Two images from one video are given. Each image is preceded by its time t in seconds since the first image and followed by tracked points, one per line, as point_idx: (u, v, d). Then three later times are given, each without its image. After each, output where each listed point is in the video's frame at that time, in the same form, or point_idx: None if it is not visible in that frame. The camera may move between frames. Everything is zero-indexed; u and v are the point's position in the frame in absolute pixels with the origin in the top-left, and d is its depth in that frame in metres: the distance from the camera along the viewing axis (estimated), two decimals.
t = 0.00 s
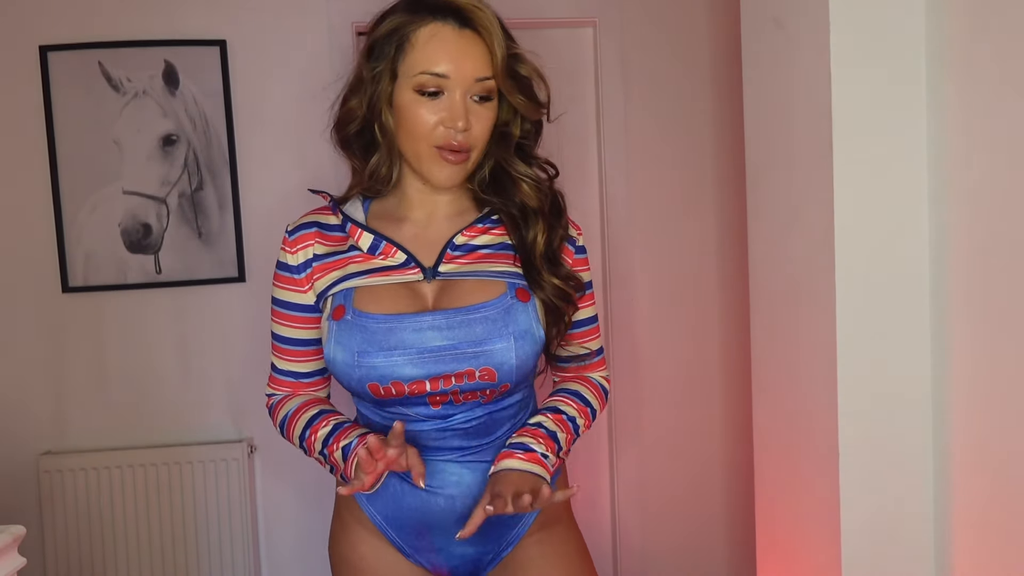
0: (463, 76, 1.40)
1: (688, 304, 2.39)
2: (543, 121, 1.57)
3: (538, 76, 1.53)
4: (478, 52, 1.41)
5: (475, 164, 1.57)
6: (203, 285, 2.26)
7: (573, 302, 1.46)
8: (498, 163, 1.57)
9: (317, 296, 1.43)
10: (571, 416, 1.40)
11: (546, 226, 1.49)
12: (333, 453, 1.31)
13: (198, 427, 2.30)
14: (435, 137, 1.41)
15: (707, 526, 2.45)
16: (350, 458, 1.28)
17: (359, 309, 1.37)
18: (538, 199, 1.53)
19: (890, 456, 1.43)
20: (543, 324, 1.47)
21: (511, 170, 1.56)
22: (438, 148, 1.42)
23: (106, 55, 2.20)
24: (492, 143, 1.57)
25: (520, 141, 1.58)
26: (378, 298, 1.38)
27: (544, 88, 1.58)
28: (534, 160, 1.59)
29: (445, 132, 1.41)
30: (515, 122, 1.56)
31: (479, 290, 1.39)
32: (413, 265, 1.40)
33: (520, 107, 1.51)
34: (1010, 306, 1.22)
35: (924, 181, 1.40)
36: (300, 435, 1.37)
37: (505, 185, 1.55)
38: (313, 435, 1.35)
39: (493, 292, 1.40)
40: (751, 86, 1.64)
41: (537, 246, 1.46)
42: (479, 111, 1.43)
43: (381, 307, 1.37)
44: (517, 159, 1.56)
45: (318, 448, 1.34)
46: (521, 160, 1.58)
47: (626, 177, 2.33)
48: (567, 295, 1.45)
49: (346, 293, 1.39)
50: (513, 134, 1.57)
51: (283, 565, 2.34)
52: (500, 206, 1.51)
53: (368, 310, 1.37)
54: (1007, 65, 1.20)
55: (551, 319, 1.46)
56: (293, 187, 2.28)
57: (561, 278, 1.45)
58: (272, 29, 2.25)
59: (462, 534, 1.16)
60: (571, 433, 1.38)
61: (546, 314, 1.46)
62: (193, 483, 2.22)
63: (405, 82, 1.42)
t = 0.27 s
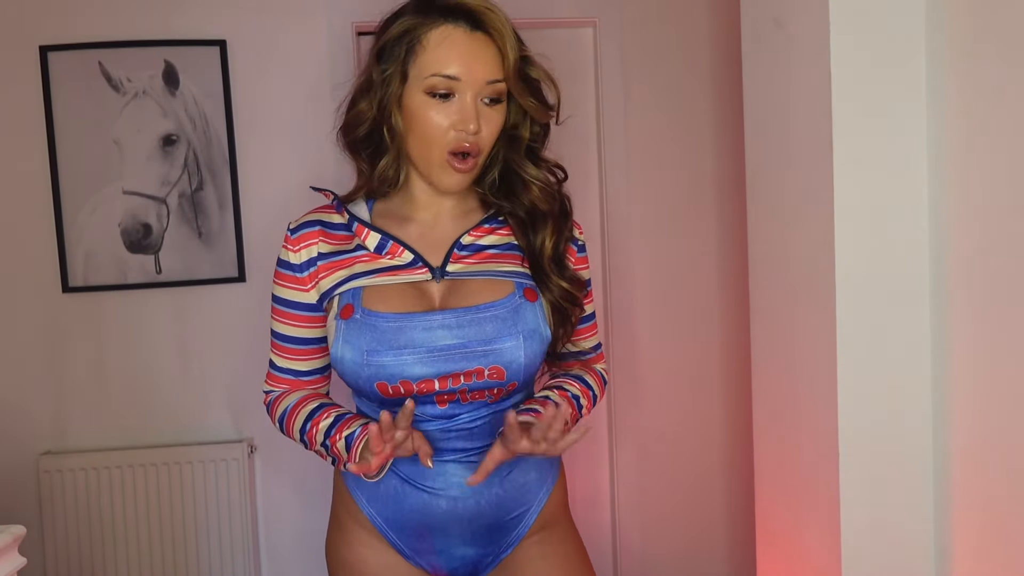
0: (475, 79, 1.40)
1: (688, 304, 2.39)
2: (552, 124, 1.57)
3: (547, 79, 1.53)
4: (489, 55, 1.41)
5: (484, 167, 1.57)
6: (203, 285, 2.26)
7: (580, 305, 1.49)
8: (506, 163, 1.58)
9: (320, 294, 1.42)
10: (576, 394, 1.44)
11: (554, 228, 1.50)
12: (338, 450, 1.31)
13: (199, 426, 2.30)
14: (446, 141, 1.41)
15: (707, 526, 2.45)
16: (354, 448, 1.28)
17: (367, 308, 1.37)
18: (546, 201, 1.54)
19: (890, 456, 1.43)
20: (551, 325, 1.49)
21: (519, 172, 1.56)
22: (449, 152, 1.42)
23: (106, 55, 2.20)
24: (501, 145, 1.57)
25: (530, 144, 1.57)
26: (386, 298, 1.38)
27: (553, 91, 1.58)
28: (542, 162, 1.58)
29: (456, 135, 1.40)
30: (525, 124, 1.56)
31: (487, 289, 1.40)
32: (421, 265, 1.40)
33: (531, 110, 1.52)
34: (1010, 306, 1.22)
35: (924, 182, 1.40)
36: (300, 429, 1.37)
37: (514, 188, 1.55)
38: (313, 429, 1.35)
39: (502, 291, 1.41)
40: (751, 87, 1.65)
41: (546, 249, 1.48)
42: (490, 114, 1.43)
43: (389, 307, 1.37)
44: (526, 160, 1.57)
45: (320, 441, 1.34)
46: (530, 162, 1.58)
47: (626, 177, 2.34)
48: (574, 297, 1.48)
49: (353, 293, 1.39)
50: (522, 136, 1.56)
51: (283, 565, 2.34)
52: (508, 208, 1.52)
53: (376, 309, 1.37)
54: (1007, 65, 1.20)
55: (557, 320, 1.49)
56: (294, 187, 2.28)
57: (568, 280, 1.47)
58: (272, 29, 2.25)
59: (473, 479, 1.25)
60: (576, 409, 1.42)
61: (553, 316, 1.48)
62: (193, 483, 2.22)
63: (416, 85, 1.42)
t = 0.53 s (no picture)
0: (474, 76, 1.40)
1: (688, 304, 2.39)
2: (552, 122, 1.58)
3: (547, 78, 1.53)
4: (489, 52, 1.41)
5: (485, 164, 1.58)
6: (203, 285, 2.26)
7: (580, 303, 1.49)
8: (507, 161, 1.58)
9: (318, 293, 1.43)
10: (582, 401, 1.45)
11: (555, 225, 1.50)
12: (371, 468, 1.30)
13: (198, 426, 2.30)
14: (445, 137, 1.41)
15: (706, 526, 2.45)
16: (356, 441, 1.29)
17: (365, 305, 1.38)
18: (547, 199, 1.54)
19: (890, 456, 1.44)
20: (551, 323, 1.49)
21: (520, 170, 1.56)
22: (447, 148, 1.42)
23: (106, 55, 2.20)
24: (502, 143, 1.57)
25: (530, 142, 1.58)
26: (384, 295, 1.38)
27: (554, 90, 1.58)
28: (543, 161, 1.59)
29: (454, 131, 1.40)
30: (525, 123, 1.56)
31: (486, 287, 1.40)
32: (419, 262, 1.39)
33: (532, 109, 1.51)
34: (1010, 307, 1.23)
35: (924, 182, 1.40)
36: (300, 427, 1.37)
37: (515, 185, 1.55)
38: (313, 427, 1.35)
39: (502, 289, 1.41)
40: (751, 87, 1.65)
41: (546, 246, 1.48)
42: (489, 111, 1.43)
43: (387, 305, 1.37)
44: (527, 158, 1.57)
45: (320, 439, 1.34)
46: (530, 159, 1.58)
47: (626, 177, 2.34)
48: (574, 294, 1.47)
49: (352, 291, 1.39)
50: (522, 134, 1.57)
51: (283, 565, 2.34)
52: (508, 205, 1.52)
53: (374, 307, 1.37)
54: (1007, 66, 1.21)
55: (557, 318, 1.48)
56: (294, 187, 2.28)
57: (568, 277, 1.47)
58: (272, 29, 2.25)
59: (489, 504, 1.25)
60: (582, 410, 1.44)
61: (553, 314, 1.48)
62: (193, 483, 2.22)
63: (416, 81, 1.42)
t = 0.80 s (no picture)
0: (468, 70, 1.40)
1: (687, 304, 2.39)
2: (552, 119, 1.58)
3: (545, 72, 1.53)
4: (483, 46, 1.41)
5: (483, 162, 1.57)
6: (203, 285, 2.26)
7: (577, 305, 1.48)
8: (506, 159, 1.57)
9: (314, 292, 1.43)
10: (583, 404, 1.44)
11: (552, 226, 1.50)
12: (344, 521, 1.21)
13: (198, 426, 2.30)
14: (439, 130, 1.41)
15: (707, 526, 2.45)
16: (349, 461, 1.27)
17: (357, 306, 1.37)
18: (545, 199, 1.54)
19: (890, 457, 1.43)
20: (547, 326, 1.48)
21: (518, 168, 1.56)
22: (441, 142, 1.42)
23: (106, 55, 2.20)
24: (500, 139, 1.57)
25: (529, 139, 1.58)
26: (377, 297, 1.38)
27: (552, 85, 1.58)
28: (541, 158, 1.59)
29: (447, 125, 1.40)
30: (523, 119, 1.56)
31: (480, 289, 1.40)
32: (413, 263, 1.39)
33: (528, 104, 1.51)
34: (1010, 308, 1.23)
35: (924, 184, 1.40)
36: (295, 435, 1.37)
37: (513, 184, 1.56)
38: (308, 434, 1.35)
39: (495, 292, 1.40)
40: (751, 87, 1.65)
41: (543, 246, 1.47)
42: (483, 105, 1.42)
43: (378, 305, 1.37)
44: (525, 155, 1.57)
45: (316, 446, 1.34)
46: (528, 157, 1.58)
47: (626, 177, 2.34)
48: (570, 297, 1.47)
49: (345, 291, 1.39)
50: (521, 131, 1.57)
51: (283, 565, 2.34)
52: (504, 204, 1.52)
53: (367, 308, 1.37)
54: (1007, 67, 1.21)
55: (553, 321, 1.48)
56: (294, 187, 2.28)
57: (565, 280, 1.47)
58: (272, 30, 2.25)
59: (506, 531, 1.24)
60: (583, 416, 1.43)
61: (548, 317, 1.47)
62: (193, 483, 2.22)
63: (410, 75, 1.42)
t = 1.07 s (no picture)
0: (448, 60, 1.41)
1: (688, 304, 2.39)
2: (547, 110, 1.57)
3: (535, 61, 1.51)
4: (462, 36, 1.41)
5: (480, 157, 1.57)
6: (203, 284, 2.26)
7: (573, 309, 1.47)
8: (502, 157, 1.57)
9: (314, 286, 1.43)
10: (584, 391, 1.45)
11: (549, 227, 1.49)
12: (326, 503, 1.17)
13: (198, 426, 2.30)
14: (424, 122, 1.42)
15: (707, 527, 2.45)
16: (338, 450, 1.28)
17: (353, 301, 1.38)
18: (542, 197, 1.53)
19: (890, 456, 1.43)
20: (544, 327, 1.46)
21: (515, 164, 1.56)
22: (427, 134, 1.43)
23: (106, 55, 2.20)
24: (496, 133, 1.57)
25: (524, 133, 1.58)
26: (375, 293, 1.38)
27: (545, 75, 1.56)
28: (538, 153, 1.58)
29: (431, 117, 1.41)
30: (517, 112, 1.56)
31: (477, 288, 1.39)
32: (413, 260, 1.39)
33: (513, 93, 1.47)
34: (1010, 307, 1.22)
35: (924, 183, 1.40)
36: (289, 425, 1.37)
37: (507, 182, 1.55)
38: (302, 425, 1.35)
39: (493, 292, 1.40)
40: (751, 86, 1.65)
41: (540, 248, 1.46)
42: (467, 95, 1.43)
43: (373, 301, 1.37)
44: (520, 152, 1.56)
45: (306, 438, 1.34)
46: (524, 153, 1.57)
47: (626, 177, 2.34)
48: (567, 300, 1.45)
49: (342, 285, 1.40)
50: (516, 124, 1.56)
51: (283, 565, 2.34)
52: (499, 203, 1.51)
53: (363, 303, 1.37)
54: (1007, 65, 1.20)
55: (550, 323, 1.46)
56: (293, 187, 2.28)
57: (562, 282, 1.46)
58: (272, 30, 2.25)
59: (502, 503, 1.24)
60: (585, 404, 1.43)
61: (546, 321, 1.46)
62: (193, 483, 2.22)
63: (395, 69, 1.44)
